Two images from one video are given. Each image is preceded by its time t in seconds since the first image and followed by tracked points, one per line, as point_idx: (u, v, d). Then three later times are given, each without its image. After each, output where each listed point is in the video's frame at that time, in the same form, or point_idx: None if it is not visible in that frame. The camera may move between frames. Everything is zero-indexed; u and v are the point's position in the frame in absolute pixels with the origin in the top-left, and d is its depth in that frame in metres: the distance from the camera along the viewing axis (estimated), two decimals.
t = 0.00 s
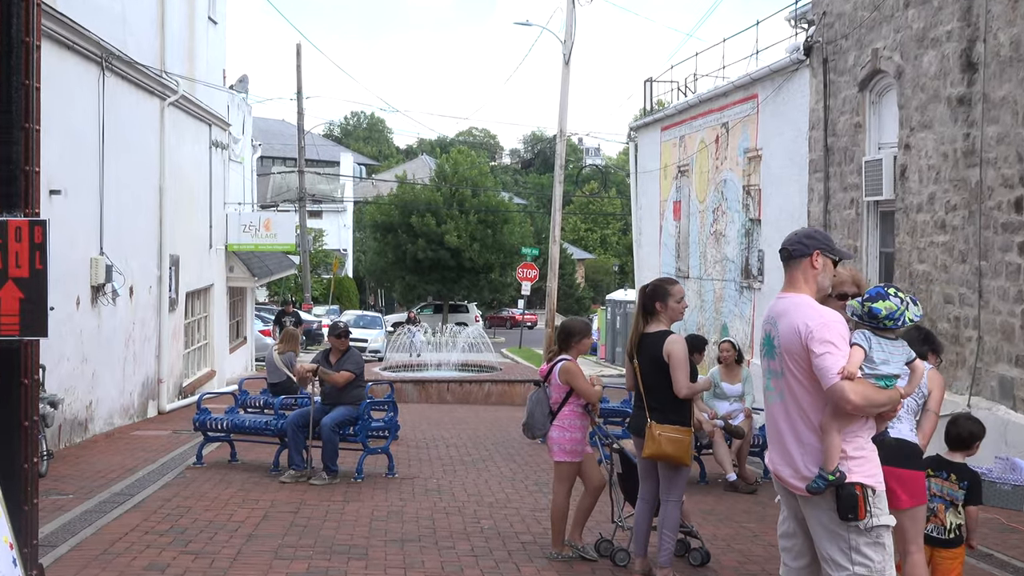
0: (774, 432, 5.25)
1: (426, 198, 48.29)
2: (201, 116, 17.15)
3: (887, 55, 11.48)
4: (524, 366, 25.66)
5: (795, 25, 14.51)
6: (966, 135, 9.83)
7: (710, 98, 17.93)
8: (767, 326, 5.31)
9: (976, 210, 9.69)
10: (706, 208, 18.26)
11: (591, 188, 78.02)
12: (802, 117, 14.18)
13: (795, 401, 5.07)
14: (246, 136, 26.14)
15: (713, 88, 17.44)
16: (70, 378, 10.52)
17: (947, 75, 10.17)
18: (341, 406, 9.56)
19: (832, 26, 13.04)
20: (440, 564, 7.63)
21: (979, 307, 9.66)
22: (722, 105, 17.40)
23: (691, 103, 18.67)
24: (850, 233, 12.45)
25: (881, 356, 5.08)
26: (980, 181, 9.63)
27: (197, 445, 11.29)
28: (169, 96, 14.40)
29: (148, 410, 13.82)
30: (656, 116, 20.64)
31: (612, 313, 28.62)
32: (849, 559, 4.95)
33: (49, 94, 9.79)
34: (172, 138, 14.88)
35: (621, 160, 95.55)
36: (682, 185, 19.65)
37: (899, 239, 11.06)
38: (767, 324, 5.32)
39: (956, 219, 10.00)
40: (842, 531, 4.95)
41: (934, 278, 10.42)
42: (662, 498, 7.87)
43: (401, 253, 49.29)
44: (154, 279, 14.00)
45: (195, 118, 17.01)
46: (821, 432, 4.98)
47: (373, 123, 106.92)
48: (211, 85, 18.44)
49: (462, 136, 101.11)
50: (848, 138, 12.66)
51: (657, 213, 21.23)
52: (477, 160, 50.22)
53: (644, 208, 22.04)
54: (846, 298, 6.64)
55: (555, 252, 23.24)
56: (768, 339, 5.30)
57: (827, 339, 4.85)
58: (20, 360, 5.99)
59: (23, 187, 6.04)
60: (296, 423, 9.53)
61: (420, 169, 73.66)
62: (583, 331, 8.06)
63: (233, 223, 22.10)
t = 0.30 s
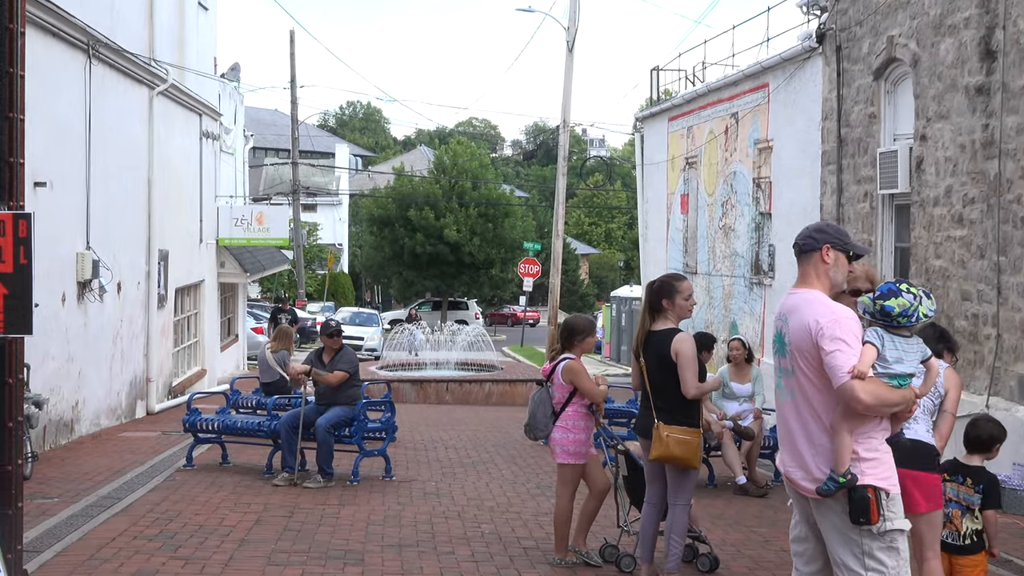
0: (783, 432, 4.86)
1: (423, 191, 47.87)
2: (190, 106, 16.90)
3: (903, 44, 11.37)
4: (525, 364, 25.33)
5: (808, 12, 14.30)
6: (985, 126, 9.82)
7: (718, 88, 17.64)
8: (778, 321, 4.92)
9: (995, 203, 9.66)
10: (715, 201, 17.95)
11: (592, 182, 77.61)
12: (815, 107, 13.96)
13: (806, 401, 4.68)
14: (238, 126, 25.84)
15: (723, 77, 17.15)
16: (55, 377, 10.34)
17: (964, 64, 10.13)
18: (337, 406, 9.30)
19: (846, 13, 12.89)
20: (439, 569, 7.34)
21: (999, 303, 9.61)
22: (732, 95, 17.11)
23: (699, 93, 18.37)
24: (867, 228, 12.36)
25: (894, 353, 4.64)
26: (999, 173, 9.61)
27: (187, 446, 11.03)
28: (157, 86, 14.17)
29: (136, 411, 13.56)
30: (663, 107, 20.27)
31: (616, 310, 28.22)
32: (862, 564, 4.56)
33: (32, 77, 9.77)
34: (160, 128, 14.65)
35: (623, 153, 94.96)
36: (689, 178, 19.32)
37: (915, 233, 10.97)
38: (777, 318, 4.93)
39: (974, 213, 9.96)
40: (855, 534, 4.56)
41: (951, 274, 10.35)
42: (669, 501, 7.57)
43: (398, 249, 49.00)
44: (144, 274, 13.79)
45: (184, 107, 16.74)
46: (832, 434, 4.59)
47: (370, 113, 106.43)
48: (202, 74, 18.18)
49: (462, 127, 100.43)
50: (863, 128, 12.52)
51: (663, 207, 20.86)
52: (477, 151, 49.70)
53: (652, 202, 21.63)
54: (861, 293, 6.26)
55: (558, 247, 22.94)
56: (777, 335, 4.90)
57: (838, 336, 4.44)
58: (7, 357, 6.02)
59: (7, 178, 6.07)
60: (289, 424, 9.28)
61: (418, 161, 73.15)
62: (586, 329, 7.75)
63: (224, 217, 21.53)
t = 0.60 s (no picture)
0: (808, 434, 4.56)
1: (425, 180, 47.27)
2: (183, 93, 16.64)
3: (922, 30, 11.21)
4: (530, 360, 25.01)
5: None
6: (1008, 114, 9.61)
7: (729, 76, 17.34)
8: (802, 317, 4.62)
9: (1019, 193, 9.47)
10: (727, 192, 17.61)
11: (597, 175, 76.84)
12: (830, 96, 13.77)
13: (833, 401, 4.38)
14: (233, 115, 25.56)
15: (735, 64, 16.86)
16: (43, 375, 10.17)
17: (985, 50, 9.92)
18: (337, 404, 9.05)
19: None
20: (440, 574, 7.07)
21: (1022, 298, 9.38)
22: (744, 82, 16.81)
23: (708, 81, 18.05)
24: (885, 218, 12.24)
25: (927, 350, 4.34)
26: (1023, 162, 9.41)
27: (181, 446, 10.80)
28: (149, 72, 13.93)
29: (127, 409, 13.33)
30: (674, 94, 19.81)
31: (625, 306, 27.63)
32: (892, 572, 4.26)
33: (19, 63, 9.62)
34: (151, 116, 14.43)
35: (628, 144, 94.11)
36: (699, 167, 18.95)
37: (935, 226, 10.77)
38: (801, 315, 4.64)
39: (996, 205, 9.77)
40: (885, 538, 4.26)
41: (973, 268, 10.12)
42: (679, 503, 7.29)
43: (399, 242, 48.19)
44: (135, 269, 13.59)
45: (176, 95, 16.45)
46: (863, 434, 4.29)
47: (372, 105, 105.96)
48: (195, 61, 17.92)
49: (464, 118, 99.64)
50: (880, 116, 12.36)
51: (675, 200, 20.37)
52: (480, 140, 48.90)
53: (661, 191, 21.14)
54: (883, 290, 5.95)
55: (563, 240, 22.62)
56: (801, 332, 4.60)
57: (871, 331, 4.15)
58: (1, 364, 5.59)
59: None
60: (286, 423, 9.01)
61: (418, 150, 72.48)
62: (594, 324, 7.47)
63: (219, 209, 21.61)
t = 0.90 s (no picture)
0: (839, 434, 4.37)
1: (426, 170, 46.10)
2: (174, 80, 16.40)
3: (940, 14, 11.15)
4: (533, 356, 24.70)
5: None
6: None
7: (740, 61, 17.07)
8: (831, 311, 4.43)
9: None
10: (738, 181, 17.32)
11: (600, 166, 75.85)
12: (845, 82, 13.59)
13: (869, 398, 4.19)
14: (226, 103, 25.18)
15: (747, 48, 16.58)
16: (30, 372, 9.96)
17: (1006, 34, 9.82)
18: (333, 402, 8.77)
19: None
20: None
21: None
22: (756, 68, 16.53)
23: (717, 66, 17.79)
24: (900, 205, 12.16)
25: (967, 343, 4.13)
26: None
27: (173, 445, 10.54)
28: (138, 58, 13.68)
29: (117, 407, 13.10)
30: (683, 80, 19.47)
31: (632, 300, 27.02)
32: None
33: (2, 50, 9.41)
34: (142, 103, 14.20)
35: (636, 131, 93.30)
36: (710, 156, 18.64)
37: (954, 215, 10.68)
38: (830, 309, 4.45)
39: (1018, 194, 9.69)
40: (923, 544, 4.09)
41: (993, 259, 10.06)
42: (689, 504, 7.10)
43: (398, 233, 47.11)
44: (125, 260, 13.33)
45: (166, 82, 16.19)
46: (902, 433, 4.11)
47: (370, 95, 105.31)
48: (187, 47, 17.69)
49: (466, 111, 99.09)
50: (897, 102, 12.24)
51: (684, 190, 20.04)
52: (482, 128, 47.95)
53: (670, 180, 20.78)
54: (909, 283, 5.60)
55: (569, 231, 22.34)
56: (831, 327, 4.41)
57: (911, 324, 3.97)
58: None
59: None
60: (281, 420, 8.76)
61: (417, 139, 71.83)
62: (601, 318, 7.22)
63: (212, 200, 21.12)
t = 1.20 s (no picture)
0: (872, 433, 4.25)
1: (424, 157, 44.71)
2: (163, 63, 16.18)
3: None
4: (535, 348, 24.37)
5: None
6: None
7: (751, 43, 16.82)
8: (861, 306, 4.34)
9: None
10: (748, 167, 17.07)
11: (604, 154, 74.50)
12: (860, 64, 13.36)
13: (906, 392, 4.09)
14: (216, 88, 24.78)
15: (757, 30, 16.32)
16: (16, 366, 9.80)
17: None
18: (329, 397, 8.53)
19: None
20: None
21: None
22: (766, 49, 16.29)
23: (726, 48, 17.54)
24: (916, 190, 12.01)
25: (1009, 333, 4.03)
26: None
27: (163, 441, 10.28)
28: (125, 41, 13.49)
29: (106, 403, 12.89)
30: (690, 63, 19.20)
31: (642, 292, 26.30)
32: None
33: None
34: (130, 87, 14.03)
35: (642, 117, 92.45)
36: (718, 141, 18.38)
37: (973, 201, 10.53)
38: (860, 304, 4.36)
39: None
40: (961, 547, 3.96)
41: (1013, 247, 9.92)
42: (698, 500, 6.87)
43: (396, 222, 45.73)
44: (112, 252, 13.15)
45: (155, 65, 15.97)
46: (944, 428, 4.00)
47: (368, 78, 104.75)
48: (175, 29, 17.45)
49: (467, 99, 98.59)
50: (914, 85, 12.06)
51: (692, 176, 19.79)
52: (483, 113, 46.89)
53: (678, 167, 20.55)
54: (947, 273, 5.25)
55: (573, 219, 22.09)
56: (862, 322, 4.31)
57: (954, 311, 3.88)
58: None
59: None
60: (275, 416, 8.50)
61: (416, 124, 71.07)
62: (607, 309, 7.01)
63: (203, 187, 20.82)
